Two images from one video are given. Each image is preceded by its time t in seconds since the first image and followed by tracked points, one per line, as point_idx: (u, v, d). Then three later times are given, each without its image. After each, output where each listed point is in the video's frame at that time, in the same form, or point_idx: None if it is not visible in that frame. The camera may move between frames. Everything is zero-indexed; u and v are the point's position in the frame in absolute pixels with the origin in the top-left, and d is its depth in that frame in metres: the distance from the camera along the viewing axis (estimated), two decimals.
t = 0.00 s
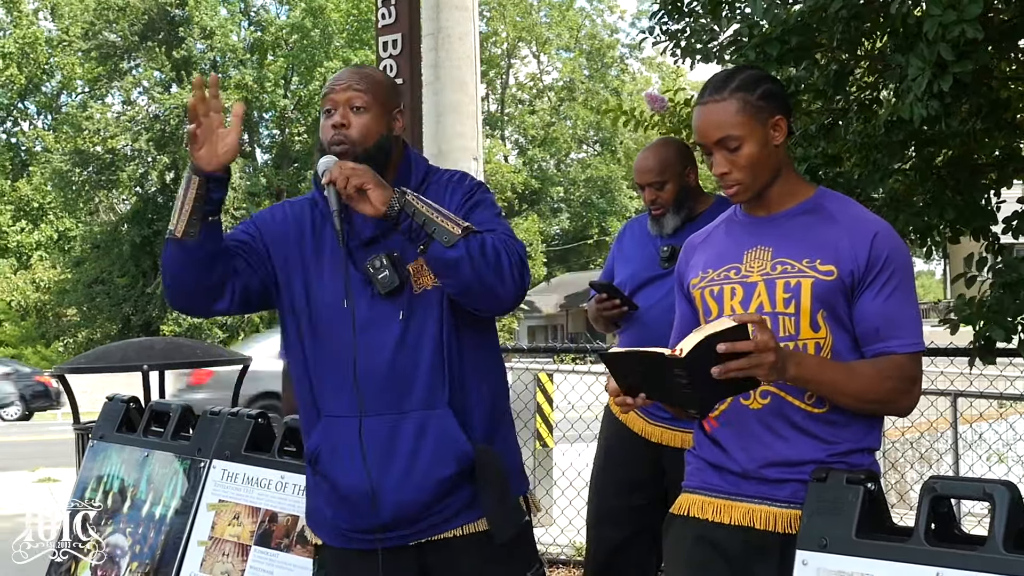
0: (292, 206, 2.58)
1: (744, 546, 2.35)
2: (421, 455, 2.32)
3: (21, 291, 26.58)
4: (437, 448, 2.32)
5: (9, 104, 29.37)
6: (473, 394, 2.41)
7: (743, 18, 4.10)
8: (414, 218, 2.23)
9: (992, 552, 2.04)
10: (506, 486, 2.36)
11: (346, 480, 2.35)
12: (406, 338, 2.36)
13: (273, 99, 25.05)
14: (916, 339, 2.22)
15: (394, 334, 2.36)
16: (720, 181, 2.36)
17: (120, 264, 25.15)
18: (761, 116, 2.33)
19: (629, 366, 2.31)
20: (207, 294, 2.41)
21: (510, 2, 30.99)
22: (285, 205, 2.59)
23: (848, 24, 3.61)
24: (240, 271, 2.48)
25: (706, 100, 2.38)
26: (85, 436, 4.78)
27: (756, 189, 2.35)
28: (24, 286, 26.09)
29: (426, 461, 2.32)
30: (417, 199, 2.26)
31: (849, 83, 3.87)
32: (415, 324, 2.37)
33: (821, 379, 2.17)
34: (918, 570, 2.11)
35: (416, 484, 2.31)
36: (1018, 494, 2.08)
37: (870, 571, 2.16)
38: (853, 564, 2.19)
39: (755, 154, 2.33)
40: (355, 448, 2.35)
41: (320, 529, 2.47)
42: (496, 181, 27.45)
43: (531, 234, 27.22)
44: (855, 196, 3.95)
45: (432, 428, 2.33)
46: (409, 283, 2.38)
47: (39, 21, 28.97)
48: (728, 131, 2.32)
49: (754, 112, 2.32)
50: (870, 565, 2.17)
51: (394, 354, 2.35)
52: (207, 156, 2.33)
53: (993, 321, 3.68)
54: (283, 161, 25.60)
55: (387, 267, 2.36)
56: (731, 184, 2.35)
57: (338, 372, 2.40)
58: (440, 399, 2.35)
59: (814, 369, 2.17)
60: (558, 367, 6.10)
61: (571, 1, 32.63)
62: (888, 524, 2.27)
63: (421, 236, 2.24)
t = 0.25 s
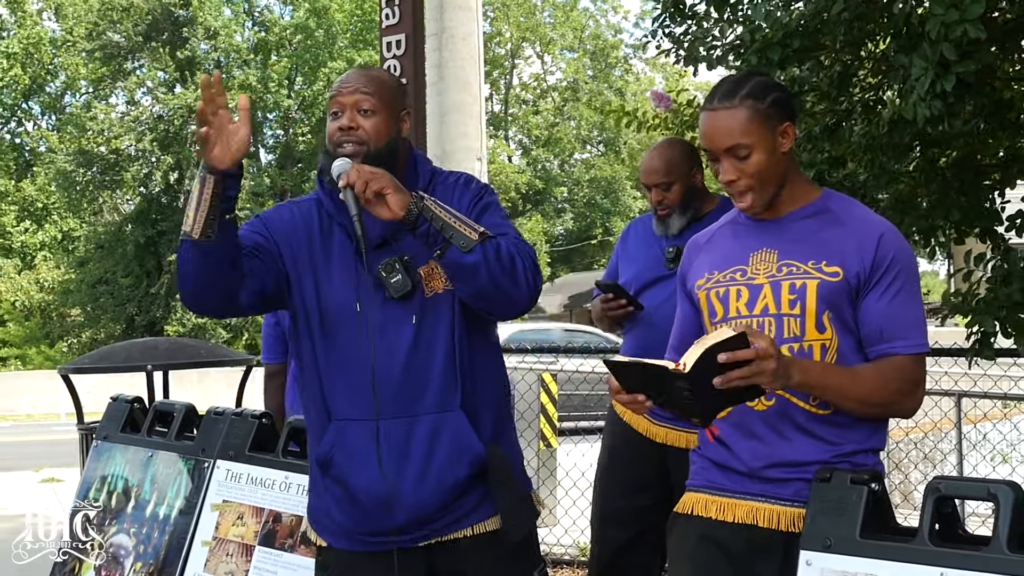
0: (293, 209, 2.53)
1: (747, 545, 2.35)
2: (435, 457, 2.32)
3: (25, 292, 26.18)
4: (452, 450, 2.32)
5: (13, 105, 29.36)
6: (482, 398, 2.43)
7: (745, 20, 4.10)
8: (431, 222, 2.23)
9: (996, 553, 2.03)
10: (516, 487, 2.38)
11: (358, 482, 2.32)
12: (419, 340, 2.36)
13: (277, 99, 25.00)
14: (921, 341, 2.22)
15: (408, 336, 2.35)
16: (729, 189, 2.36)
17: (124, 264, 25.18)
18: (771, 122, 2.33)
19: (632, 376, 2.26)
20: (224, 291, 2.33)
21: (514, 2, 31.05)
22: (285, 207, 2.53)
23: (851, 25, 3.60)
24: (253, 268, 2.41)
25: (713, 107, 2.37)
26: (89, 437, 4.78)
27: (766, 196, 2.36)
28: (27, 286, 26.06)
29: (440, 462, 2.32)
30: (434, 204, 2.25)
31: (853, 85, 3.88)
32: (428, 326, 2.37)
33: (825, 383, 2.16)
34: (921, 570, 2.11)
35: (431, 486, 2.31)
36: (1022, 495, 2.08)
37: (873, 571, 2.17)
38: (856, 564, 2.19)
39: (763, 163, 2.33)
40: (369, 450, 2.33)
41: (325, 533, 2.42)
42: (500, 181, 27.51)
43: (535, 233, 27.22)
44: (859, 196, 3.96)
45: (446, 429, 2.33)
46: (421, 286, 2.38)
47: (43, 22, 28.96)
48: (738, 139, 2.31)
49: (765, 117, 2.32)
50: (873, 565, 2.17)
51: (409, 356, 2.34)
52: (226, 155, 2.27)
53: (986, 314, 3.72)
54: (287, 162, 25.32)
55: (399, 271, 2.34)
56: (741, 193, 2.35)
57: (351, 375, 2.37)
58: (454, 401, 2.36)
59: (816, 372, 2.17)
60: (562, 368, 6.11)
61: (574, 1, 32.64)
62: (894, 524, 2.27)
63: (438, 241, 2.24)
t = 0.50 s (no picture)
0: (307, 210, 2.50)
1: (750, 545, 2.35)
2: (444, 460, 2.31)
3: (28, 292, 26.13)
4: (460, 454, 2.31)
5: (16, 104, 29.34)
6: (492, 401, 2.42)
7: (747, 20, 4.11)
8: (448, 229, 2.25)
9: (1000, 553, 2.03)
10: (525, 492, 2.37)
11: (367, 483, 2.31)
12: (430, 343, 2.34)
13: (279, 99, 25.13)
14: (922, 341, 2.22)
15: (418, 339, 2.34)
16: (730, 176, 2.37)
17: (126, 264, 25.22)
18: (781, 112, 2.33)
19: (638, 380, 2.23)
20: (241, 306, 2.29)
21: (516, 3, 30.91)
22: (300, 208, 2.51)
23: (854, 25, 3.60)
24: (268, 279, 2.34)
25: (724, 93, 2.37)
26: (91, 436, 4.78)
27: (767, 189, 2.36)
28: (30, 286, 26.03)
29: (448, 465, 2.31)
30: (451, 211, 2.26)
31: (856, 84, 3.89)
32: (439, 330, 2.36)
33: (827, 387, 2.16)
34: (923, 570, 2.11)
35: (438, 489, 2.30)
36: None
37: (874, 572, 2.16)
38: (858, 564, 2.18)
39: (769, 150, 2.33)
40: (378, 451, 2.32)
41: (333, 532, 2.41)
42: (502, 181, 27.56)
43: (537, 233, 27.26)
44: (861, 196, 3.95)
45: (454, 433, 2.32)
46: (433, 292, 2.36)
47: (45, 22, 28.93)
48: (746, 124, 2.31)
49: (775, 108, 2.33)
50: (875, 565, 2.17)
51: (420, 359, 2.33)
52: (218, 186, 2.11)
53: (997, 316, 3.68)
54: (289, 161, 26.04)
55: (412, 275, 2.33)
56: (741, 181, 2.35)
57: (360, 376, 2.35)
58: (463, 404, 2.34)
59: (820, 378, 2.17)
60: (564, 368, 6.11)
61: (577, 1, 32.61)
62: (896, 525, 2.27)
63: (456, 249, 2.25)
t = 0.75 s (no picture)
0: (349, 217, 2.51)
1: (753, 545, 2.35)
2: (470, 462, 2.30)
3: (31, 292, 26.24)
4: (487, 458, 2.29)
5: (19, 105, 29.35)
6: (522, 407, 2.40)
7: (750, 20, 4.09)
8: (489, 237, 2.25)
9: (1004, 554, 2.02)
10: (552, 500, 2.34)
11: (393, 483, 2.31)
12: (462, 346, 2.33)
13: (283, 99, 25.19)
14: (925, 343, 2.22)
15: (450, 341, 2.33)
16: (742, 183, 2.35)
17: (130, 264, 25.28)
18: (787, 115, 2.33)
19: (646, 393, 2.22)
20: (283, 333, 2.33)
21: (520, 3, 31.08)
22: (345, 215, 2.52)
23: (860, 23, 3.64)
24: (322, 343, 2.44)
25: (729, 101, 2.35)
26: (94, 437, 4.79)
27: (778, 193, 2.35)
28: (34, 286, 26.03)
29: (475, 468, 2.29)
30: (492, 219, 2.26)
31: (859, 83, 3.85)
32: (472, 332, 2.34)
33: (829, 395, 2.17)
34: (927, 570, 2.10)
35: (464, 492, 2.29)
36: None
37: (877, 572, 2.16)
38: (862, 565, 2.18)
39: (780, 156, 2.32)
40: (406, 452, 2.31)
41: (358, 530, 2.41)
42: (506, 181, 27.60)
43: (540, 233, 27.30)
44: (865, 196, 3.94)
45: (482, 436, 2.30)
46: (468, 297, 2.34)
47: (49, 22, 28.96)
48: (756, 133, 2.30)
49: (781, 112, 2.32)
50: (879, 565, 2.16)
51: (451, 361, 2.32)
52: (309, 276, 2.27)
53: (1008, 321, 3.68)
54: (293, 162, 26.20)
55: (448, 275, 2.31)
56: (753, 189, 2.35)
57: (389, 375, 2.34)
58: (492, 408, 2.32)
59: (819, 386, 2.17)
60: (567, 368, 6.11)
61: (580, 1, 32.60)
62: (900, 525, 2.26)
63: (494, 259, 2.26)
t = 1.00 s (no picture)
0: (412, 215, 2.58)
1: (754, 545, 2.35)
2: (513, 461, 2.36)
3: (33, 292, 26.22)
4: (529, 458, 2.35)
5: (21, 106, 29.32)
6: (569, 406, 2.44)
7: (753, 20, 4.09)
8: (546, 246, 2.27)
9: (1006, 554, 2.01)
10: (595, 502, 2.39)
11: (437, 477, 2.39)
12: (511, 347, 2.38)
13: (285, 99, 25.14)
14: (927, 344, 2.21)
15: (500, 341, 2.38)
16: (751, 187, 2.34)
17: (132, 264, 25.29)
18: (794, 121, 2.32)
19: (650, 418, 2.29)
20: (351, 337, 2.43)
21: (522, 3, 31.41)
22: (409, 213, 2.59)
23: (861, 26, 3.63)
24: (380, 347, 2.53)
25: (732, 110, 2.34)
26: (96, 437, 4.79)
27: (784, 196, 2.35)
28: (35, 287, 26.00)
29: (518, 467, 2.35)
30: (549, 227, 2.29)
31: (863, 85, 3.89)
32: (521, 334, 2.39)
33: (828, 400, 2.18)
34: (928, 570, 2.10)
35: (505, 491, 2.35)
36: None
37: (878, 572, 2.16)
38: (863, 564, 2.18)
39: (791, 160, 2.32)
40: (452, 447, 2.38)
41: (402, 520, 2.50)
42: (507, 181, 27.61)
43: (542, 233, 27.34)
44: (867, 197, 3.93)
45: (526, 436, 2.36)
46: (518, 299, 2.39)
47: (52, 23, 28.97)
48: (765, 139, 2.29)
49: (789, 118, 2.31)
50: (880, 565, 2.16)
51: (500, 360, 2.37)
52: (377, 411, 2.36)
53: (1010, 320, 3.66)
54: (295, 162, 26.15)
55: (500, 273, 2.36)
56: (763, 192, 2.33)
57: (436, 371, 2.40)
58: (537, 408, 2.37)
59: (821, 390, 2.19)
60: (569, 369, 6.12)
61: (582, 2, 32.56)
62: (902, 524, 2.25)
63: (549, 264, 2.28)
